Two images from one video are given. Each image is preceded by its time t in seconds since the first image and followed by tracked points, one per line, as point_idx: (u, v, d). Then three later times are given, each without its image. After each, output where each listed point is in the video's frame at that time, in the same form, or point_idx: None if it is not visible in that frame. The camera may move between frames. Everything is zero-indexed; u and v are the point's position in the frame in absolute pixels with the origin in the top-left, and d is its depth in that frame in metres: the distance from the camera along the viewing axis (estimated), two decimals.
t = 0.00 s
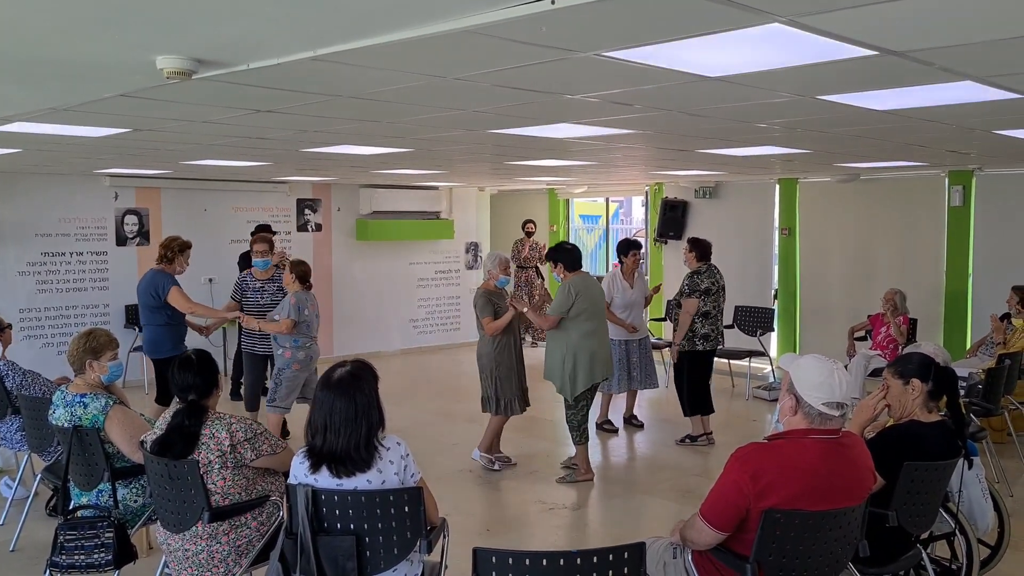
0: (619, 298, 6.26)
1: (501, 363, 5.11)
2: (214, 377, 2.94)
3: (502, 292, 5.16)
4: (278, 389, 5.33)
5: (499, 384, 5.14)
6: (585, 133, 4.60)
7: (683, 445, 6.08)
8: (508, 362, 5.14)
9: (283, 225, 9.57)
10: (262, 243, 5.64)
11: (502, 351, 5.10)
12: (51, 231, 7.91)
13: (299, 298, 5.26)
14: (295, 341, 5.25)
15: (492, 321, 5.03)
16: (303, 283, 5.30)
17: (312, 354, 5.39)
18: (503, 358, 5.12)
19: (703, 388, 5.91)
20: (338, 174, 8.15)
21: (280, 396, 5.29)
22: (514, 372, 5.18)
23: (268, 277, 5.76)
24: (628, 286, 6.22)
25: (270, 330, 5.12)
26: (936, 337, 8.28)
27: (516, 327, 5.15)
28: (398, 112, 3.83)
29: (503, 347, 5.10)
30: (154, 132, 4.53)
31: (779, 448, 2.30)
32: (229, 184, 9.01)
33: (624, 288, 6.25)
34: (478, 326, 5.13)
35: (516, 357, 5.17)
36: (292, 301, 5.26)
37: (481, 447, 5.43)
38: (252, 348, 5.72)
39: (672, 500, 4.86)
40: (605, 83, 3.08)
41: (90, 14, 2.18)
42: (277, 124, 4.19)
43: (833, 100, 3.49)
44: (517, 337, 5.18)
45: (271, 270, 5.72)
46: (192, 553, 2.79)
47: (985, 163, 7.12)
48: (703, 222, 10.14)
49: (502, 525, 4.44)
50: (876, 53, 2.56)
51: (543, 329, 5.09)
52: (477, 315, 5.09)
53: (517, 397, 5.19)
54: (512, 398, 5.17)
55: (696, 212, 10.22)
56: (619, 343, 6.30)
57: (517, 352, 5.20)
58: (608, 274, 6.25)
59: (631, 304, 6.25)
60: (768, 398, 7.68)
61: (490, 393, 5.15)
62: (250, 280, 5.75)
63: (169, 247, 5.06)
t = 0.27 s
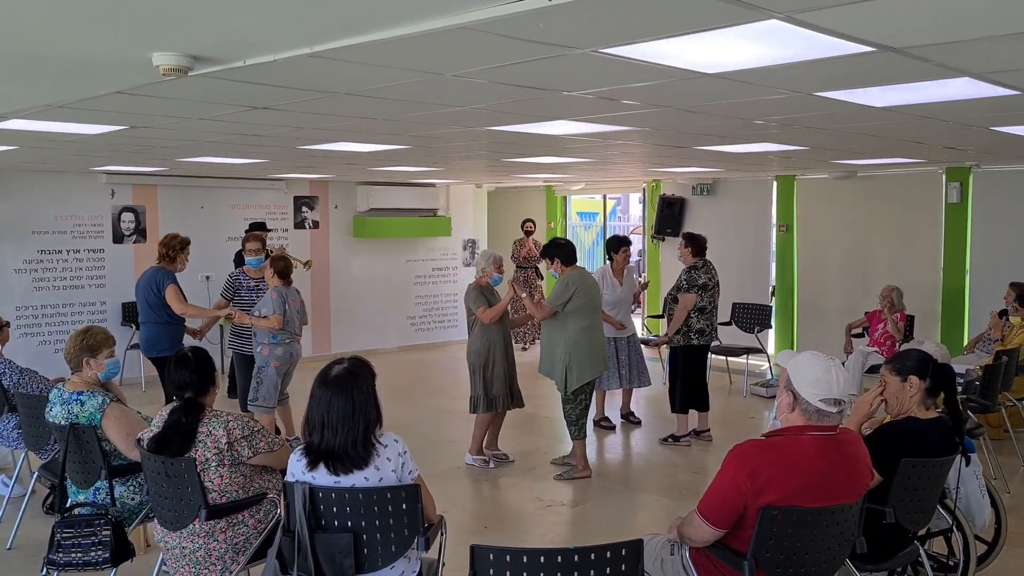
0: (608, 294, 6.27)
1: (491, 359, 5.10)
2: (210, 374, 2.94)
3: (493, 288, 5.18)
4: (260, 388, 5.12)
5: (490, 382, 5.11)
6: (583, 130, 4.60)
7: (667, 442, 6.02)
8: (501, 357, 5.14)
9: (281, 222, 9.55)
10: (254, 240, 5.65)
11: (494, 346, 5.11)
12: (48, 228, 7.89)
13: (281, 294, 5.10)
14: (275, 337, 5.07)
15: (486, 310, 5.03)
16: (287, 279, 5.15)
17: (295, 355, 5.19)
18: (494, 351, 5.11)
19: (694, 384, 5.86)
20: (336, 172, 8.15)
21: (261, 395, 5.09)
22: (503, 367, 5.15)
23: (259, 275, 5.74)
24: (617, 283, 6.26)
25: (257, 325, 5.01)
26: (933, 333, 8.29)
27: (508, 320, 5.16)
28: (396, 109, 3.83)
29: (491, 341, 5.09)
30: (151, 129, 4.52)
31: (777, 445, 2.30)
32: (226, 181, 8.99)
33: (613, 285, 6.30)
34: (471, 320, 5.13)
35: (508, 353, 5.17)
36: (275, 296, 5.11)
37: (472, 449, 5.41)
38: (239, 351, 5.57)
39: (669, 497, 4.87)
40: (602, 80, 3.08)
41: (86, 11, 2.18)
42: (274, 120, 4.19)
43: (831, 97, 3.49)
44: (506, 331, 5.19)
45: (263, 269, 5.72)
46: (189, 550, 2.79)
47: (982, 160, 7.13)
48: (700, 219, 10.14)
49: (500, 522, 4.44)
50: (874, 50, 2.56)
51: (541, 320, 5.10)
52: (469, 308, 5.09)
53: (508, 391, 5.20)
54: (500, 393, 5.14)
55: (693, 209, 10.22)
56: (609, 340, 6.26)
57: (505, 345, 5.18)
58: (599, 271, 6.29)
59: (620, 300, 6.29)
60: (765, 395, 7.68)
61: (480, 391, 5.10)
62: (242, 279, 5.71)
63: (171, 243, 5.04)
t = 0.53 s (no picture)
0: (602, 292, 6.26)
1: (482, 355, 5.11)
2: (209, 372, 2.94)
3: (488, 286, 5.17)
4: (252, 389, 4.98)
5: (482, 379, 5.13)
6: (582, 128, 4.59)
7: (664, 442, 6.03)
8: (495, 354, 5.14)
9: (280, 221, 9.55)
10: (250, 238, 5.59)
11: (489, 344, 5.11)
12: (47, 227, 7.89)
13: (271, 291, 4.98)
14: (263, 336, 4.95)
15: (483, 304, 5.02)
16: (278, 278, 5.03)
17: (287, 353, 5.05)
18: (486, 347, 5.11)
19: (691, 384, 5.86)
20: (335, 170, 8.14)
21: (254, 395, 4.97)
22: (495, 362, 5.15)
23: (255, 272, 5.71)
24: (610, 281, 6.24)
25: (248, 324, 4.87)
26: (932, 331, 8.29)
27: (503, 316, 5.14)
28: (395, 107, 3.83)
29: (483, 336, 5.08)
30: (150, 128, 4.51)
31: (777, 442, 2.29)
32: (225, 180, 8.98)
33: (607, 284, 6.28)
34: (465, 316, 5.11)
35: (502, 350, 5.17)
36: (266, 293, 4.99)
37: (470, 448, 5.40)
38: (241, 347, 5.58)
39: (669, 495, 4.87)
40: (601, 77, 3.08)
41: (85, 9, 2.17)
42: (273, 119, 4.18)
43: (830, 95, 3.49)
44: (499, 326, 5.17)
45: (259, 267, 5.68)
46: (188, 549, 2.79)
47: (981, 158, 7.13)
48: (699, 217, 10.14)
49: (500, 520, 4.44)
50: (873, 47, 2.56)
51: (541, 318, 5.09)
52: (464, 303, 5.08)
53: (502, 388, 5.20)
54: (491, 389, 5.14)
55: (692, 207, 10.21)
56: (604, 338, 6.25)
57: (498, 342, 5.16)
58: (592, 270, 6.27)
59: (614, 299, 6.27)
60: (765, 393, 7.69)
61: (469, 384, 5.11)
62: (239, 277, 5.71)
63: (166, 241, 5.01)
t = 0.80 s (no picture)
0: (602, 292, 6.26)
1: (477, 355, 5.10)
2: (208, 371, 2.94)
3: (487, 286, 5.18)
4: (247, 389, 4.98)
5: (475, 378, 5.13)
6: (582, 127, 4.59)
7: (663, 441, 6.04)
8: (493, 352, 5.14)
9: (279, 220, 9.54)
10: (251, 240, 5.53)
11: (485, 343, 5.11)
12: (46, 226, 7.88)
13: (267, 292, 4.95)
14: (257, 336, 4.93)
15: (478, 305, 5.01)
16: (278, 280, 5.00)
17: (280, 356, 4.98)
18: (482, 346, 5.10)
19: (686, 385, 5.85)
20: (334, 168, 8.13)
21: (249, 396, 4.97)
22: (489, 361, 5.13)
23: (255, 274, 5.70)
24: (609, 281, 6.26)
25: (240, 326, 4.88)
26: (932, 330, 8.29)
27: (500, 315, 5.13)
28: (394, 106, 3.82)
29: (479, 335, 5.08)
30: (149, 126, 4.51)
31: (776, 441, 2.29)
32: (224, 179, 8.98)
33: (606, 283, 6.30)
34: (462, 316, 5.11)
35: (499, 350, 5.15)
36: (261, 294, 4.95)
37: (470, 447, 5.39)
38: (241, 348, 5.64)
39: (668, 494, 4.87)
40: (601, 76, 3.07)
41: (83, 7, 2.17)
42: (272, 117, 4.18)
43: (831, 93, 3.48)
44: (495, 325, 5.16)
45: (259, 269, 5.63)
46: (187, 548, 2.79)
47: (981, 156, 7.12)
48: (699, 216, 10.14)
49: (499, 519, 4.44)
50: (874, 46, 2.56)
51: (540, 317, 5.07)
52: (461, 304, 5.08)
53: (502, 388, 5.19)
54: (486, 388, 5.13)
55: (692, 206, 10.21)
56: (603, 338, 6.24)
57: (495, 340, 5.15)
58: (590, 269, 6.32)
59: (613, 299, 6.26)
60: (764, 391, 7.69)
61: (462, 384, 5.12)
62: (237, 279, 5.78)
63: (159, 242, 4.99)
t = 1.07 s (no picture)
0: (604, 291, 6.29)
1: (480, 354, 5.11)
2: (207, 370, 2.93)
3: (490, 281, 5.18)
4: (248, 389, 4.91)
5: (476, 375, 5.13)
6: (581, 126, 4.59)
7: (662, 439, 6.06)
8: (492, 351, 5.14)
9: (278, 219, 9.54)
10: (257, 237, 5.56)
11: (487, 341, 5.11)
12: (45, 225, 7.88)
13: (273, 293, 4.95)
14: (261, 337, 4.91)
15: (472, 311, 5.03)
16: (287, 280, 4.99)
17: (283, 356, 4.94)
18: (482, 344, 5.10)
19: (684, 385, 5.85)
20: (333, 167, 8.13)
21: (250, 397, 4.91)
22: (490, 359, 5.14)
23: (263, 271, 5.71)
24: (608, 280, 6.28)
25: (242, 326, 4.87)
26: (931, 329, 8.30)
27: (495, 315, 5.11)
28: (393, 105, 3.82)
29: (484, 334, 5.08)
30: (148, 125, 4.51)
31: (775, 440, 2.29)
32: (223, 178, 8.97)
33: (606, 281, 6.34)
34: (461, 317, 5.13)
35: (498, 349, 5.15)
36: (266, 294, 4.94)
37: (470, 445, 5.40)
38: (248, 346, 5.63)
39: (667, 492, 4.87)
40: (600, 75, 3.07)
41: (82, 6, 2.17)
42: (271, 117, 4.18)
43: (829, 92, 3.49)
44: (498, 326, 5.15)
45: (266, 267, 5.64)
46: (186, 547, 2.79)
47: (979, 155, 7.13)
48: (698, 214, 10.14)
49: (498, 518, 4.44)
50: (872, 45, 2.56)
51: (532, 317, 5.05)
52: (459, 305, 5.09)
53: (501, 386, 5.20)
54: (484, 385, 5.14)
55: (690, 205, 10.21)
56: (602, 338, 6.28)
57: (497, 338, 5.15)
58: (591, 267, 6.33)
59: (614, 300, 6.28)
60: (763, 390, 7.70)
61: (464, 380, 5.13)
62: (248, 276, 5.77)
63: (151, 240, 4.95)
